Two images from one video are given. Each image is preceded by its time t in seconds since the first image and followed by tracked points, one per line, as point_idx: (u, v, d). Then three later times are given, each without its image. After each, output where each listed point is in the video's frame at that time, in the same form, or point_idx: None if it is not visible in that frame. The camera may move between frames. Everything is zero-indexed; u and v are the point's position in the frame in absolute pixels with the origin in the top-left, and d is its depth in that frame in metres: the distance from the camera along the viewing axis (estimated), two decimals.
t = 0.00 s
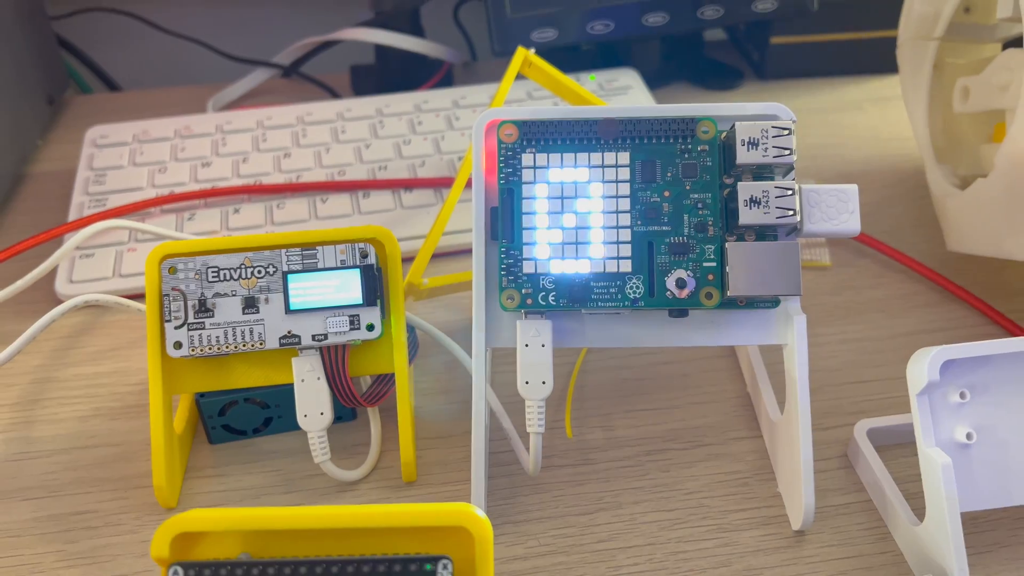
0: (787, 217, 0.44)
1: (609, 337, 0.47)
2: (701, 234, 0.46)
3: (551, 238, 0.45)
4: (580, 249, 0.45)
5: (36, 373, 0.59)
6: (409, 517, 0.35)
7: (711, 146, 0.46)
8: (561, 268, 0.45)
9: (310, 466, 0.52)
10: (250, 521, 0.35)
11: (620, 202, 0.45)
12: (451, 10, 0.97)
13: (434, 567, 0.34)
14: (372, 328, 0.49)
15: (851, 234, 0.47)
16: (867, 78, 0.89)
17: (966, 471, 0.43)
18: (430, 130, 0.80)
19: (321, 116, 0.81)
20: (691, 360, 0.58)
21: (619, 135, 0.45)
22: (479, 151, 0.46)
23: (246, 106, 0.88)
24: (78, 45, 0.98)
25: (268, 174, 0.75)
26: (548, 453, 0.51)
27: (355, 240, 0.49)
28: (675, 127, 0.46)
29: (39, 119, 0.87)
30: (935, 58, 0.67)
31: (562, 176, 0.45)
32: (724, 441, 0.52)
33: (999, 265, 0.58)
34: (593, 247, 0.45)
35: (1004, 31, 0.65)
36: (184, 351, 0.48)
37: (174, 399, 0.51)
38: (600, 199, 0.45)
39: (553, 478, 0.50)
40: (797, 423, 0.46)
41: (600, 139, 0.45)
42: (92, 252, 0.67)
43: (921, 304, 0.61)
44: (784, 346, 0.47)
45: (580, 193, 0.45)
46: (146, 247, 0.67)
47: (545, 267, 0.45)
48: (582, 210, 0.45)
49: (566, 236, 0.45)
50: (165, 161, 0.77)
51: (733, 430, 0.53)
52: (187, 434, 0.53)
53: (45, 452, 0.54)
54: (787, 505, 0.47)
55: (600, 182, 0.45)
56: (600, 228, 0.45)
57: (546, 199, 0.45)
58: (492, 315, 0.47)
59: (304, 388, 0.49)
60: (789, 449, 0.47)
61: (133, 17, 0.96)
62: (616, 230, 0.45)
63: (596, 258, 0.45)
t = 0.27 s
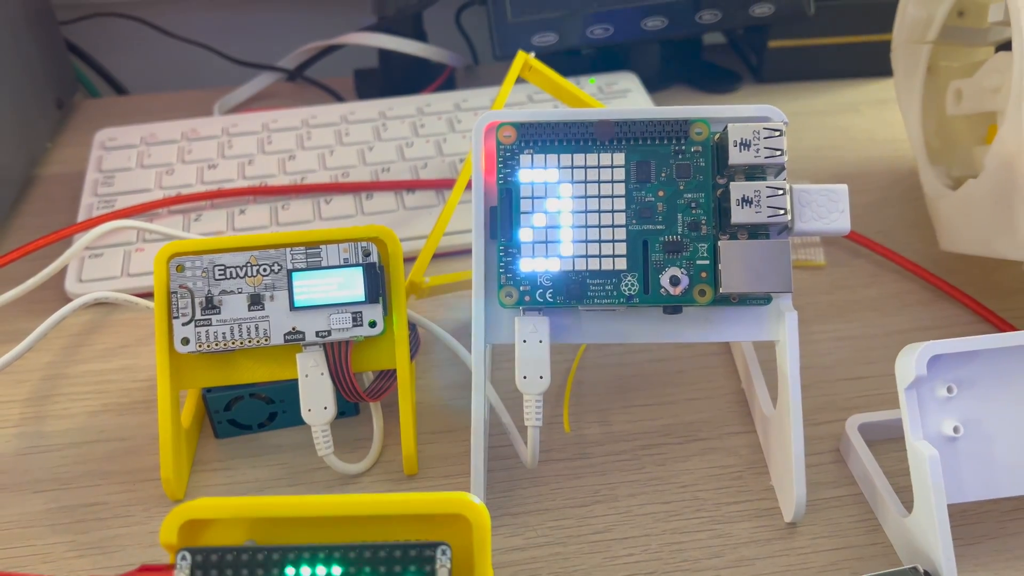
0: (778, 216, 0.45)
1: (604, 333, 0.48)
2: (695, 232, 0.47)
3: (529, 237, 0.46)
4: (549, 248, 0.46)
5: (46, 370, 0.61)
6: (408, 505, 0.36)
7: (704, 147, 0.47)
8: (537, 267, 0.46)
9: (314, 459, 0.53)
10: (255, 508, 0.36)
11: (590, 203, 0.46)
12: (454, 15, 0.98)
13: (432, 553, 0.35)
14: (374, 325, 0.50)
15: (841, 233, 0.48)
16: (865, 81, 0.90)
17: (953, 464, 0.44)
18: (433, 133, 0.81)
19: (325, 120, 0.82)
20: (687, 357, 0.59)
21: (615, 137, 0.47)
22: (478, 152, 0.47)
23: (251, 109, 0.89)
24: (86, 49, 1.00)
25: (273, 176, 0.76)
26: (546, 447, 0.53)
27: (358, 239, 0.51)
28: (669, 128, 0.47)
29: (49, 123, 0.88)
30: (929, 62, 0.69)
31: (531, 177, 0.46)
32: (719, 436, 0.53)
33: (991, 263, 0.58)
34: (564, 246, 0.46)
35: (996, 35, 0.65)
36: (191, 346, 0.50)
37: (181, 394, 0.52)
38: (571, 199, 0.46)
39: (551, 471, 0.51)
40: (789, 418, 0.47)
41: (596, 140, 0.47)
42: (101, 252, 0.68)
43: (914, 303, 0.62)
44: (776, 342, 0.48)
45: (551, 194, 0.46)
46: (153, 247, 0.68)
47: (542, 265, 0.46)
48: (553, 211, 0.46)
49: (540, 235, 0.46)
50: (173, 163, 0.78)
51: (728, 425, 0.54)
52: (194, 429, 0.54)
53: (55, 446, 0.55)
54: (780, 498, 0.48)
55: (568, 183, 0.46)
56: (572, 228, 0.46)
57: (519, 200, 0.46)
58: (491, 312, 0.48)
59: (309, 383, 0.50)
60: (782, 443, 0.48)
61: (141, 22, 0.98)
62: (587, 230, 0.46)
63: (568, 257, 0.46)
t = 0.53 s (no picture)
0: (769, 208, 0.46)
1: (601, 323, 0.49)
2: (689, 225, 0.48)
3: (530, 229, 0.48)
4: (552, 240, 0.47)
5: (56, 361, 0.62)
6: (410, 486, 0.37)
7: (698, 141, 0.48)
8: (540, 258, 0.48)
9: (318, 448, 0.54)
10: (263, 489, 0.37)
11: (591, 195, 0.47)
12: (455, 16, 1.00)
13: (433, 530, 0.36)
14: (377, 315, 0.52)
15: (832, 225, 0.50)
16: (860, 82, 0.91)
17: (941, 450, 0.45)
18: (434, 132, 0.82)
19: (329, 119, 0.84)
20: (683, 349, 0.60)
21: (610, 131, 0.48)
22: (478, 147, 0.49)
23: (255, 108, 0.91)
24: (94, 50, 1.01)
25: (278, 174, 0.78)
26: (545, 436, 0.54)
27: (361, 233, 0.52)
28: (663, 124, 0.48)
29: (57, 122, 0.90)
30: (921, 61, 0.70)
31: (530, 171, 0.48)
32: (714, 425, 0.54)
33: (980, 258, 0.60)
34: (567, 237, 0.47)
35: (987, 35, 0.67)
36: (199, 336, 0.51)
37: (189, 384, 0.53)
38: (573, 192, 0.47)
39: (549, 459, 0.52)
40: (781, 405, 0.48)
41: (592, 135, 0.48)
42: (109, 247, 0.70)
43: (906, 297, 0.63)
44: (769, 332, 0.49)
45: (554, 186, 0.47)
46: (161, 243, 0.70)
47: (540, 257, 0.48)
48: (555, 203, 0.47)
49: (543, 227, 0.48)
50: (179, 161, 0.80)
51: (722, 415, 0.55)
52: (201, 418, 0.55)
53: (65, 435, 0.56)
54: (773, 485, 0.49)
55: (571, 176, 0.47)
56: (576, 220, 0.47)
57: (526, 192, 0.48)
58: (491, 302, 0.50)
59: (313, 373, 0.51)
60: (774, 431, 0.49)
61: (147, 23, 0.99)
62: (590, 222, 0.47)
63: (568, 247, 0.47)
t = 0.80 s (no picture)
0: (761, 192, 0.47)
1: (596, 305, 0.50)
2: (682, 208, 0.49)
3: (527, 212, 0.49)
4: (549, 223, 0.48)
5: (61, 346, 0.63)
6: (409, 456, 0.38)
7: (691, 127, 0.49)
8: (537, 241, 0.49)
9: (319, 429, 0.55)
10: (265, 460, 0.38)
11: (586, 179, 0.49)
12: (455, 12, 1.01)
13: (431, 498, 0.37)
14: (377, 298, 0.53)
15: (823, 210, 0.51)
16: (855, 77, 0.92)
17: (929, 427, 0.46)
18: (434, 125, 0.84)
19: (330, 112, 0.85)
20: (678, 334, 0.61)
21: (605, 117, 0.49)
22: (476, 132, 0.50)
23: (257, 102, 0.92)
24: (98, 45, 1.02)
25: (280, 166, 0.79)
26: (542, 418, 0.55)
27: (362, 217, 0.53)
28: (657, 109, 0.49)
29: (62, 115, 0.91)
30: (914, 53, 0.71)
31: (527, 156, 0.49)
32: (708, 407, 0.55)
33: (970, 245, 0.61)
34: (563, 220, 0.49)
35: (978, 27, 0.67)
36: (202, 318, 0.52)
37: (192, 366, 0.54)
38: (569, 176, 0.49)
39: (546, 439, 0.53)
40: (773, 385, 0.49)
41: (588, 120, 0.49)
42: (113, 236, 0.71)
43: (898, 285, 0.64)
44: (761, 314, 0.50)
45: (551, 170, 0.48)
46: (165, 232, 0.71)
47: (537, 239, 0.49)
48: (550, 187, 0.48)
49: (540, 210, 0.49)
50: (182, 153, 0.81)
51: (716, 397, 0.56)
52: (204, 400, 0.56)
53: (71, 417, 0.58)
54: (766, 464, 0.50)
55: (567, 160, 0.49)
56: (572, 203, 0.49)
57: (523, 175, 0.49)
58: (488, 285, 0.51)
59: (314, 354, 0.52)
60: (767, 411, 0.50)
61: (151, 19, 1.01)
62: (586, 205, 0.49)
63: (564, 230, 0.48)
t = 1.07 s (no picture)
0: (756, 173, 0.48)
1: (595, 285, 0.51)
2: (679, 189, 0.50)
3: (527, 193, 0.50)
4: (548, 203, 0.50)
5: (68, 329, 0.64)
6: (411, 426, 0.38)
7: (688, 110, 0.50)
8: (537, 221, 0.50)
9: (322, 409, 0.56)
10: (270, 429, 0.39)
11: (585, 161, 0.50)
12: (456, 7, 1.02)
13: (433, 466, 0.38)
14: (380, 279, 0.54)
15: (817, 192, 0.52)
16: (851, 70, 0.93)
17: (921, 403, 0.47)
18: (435, 116, 0.85)
19: (332, 103, 0.86)
20: (676, 317, 0.62)
21: (604, 99, 0.50)
22: (477, 115, 0.51)
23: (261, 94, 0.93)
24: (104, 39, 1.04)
25: (283, 155, 0.80)
26: (542, 397, 0.56)
27: (364, 200, 0.54)
28: (655, 92, 0.50)
29: (67, 106, 0.92)
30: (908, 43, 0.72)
31: (526, 138, 0.50)
32: (705, 387, 0.56)
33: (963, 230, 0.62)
34: (562, 201, 0.50)
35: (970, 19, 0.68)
36: (208, 298, 0.53)
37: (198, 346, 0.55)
38: (568, 158, 0.50)
39: (546, 418, 0.54)
40: (768, 363, 0.50)
41: (587, 103, 0.50)
42: (119, 223, 0.72)
43: (893, 271, 0.65)
44: (756, 294, 0.51)
45: (550, 152, 0.49)
46: (169, 218, 0.72)
47: (537, 220, 0.50)
48: (550, 168, 0.49)
49: (540, 191, 0.50)
50: (187, 142, 0.82)
51: (713, 378, 0.57)
52: (209, 380, 0.57)
53: (78, 397, 0.58)
54: (761, 441, 0.51)
55: (566, 142, 0.50)
56: (571, 184, 0.50)
57: (523, 157, 0.50)
58: (489, 265, 0.51)
59: (318, 334, 0.53)
60: (762, 389, 0.51)
61: (156, 13, 1.02)
62: (584, 186, 0.50)
63: (562, 211, 0.50)
